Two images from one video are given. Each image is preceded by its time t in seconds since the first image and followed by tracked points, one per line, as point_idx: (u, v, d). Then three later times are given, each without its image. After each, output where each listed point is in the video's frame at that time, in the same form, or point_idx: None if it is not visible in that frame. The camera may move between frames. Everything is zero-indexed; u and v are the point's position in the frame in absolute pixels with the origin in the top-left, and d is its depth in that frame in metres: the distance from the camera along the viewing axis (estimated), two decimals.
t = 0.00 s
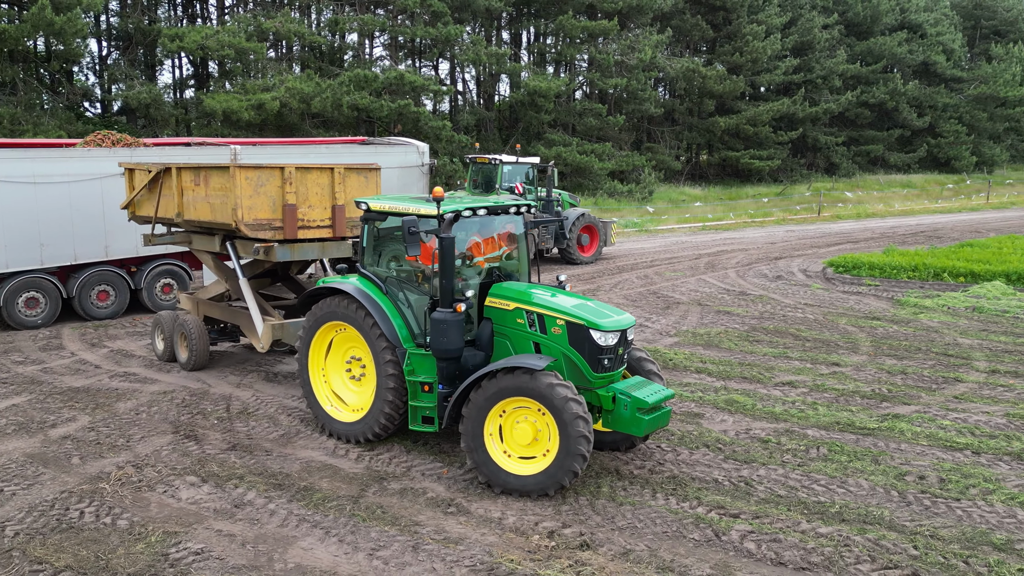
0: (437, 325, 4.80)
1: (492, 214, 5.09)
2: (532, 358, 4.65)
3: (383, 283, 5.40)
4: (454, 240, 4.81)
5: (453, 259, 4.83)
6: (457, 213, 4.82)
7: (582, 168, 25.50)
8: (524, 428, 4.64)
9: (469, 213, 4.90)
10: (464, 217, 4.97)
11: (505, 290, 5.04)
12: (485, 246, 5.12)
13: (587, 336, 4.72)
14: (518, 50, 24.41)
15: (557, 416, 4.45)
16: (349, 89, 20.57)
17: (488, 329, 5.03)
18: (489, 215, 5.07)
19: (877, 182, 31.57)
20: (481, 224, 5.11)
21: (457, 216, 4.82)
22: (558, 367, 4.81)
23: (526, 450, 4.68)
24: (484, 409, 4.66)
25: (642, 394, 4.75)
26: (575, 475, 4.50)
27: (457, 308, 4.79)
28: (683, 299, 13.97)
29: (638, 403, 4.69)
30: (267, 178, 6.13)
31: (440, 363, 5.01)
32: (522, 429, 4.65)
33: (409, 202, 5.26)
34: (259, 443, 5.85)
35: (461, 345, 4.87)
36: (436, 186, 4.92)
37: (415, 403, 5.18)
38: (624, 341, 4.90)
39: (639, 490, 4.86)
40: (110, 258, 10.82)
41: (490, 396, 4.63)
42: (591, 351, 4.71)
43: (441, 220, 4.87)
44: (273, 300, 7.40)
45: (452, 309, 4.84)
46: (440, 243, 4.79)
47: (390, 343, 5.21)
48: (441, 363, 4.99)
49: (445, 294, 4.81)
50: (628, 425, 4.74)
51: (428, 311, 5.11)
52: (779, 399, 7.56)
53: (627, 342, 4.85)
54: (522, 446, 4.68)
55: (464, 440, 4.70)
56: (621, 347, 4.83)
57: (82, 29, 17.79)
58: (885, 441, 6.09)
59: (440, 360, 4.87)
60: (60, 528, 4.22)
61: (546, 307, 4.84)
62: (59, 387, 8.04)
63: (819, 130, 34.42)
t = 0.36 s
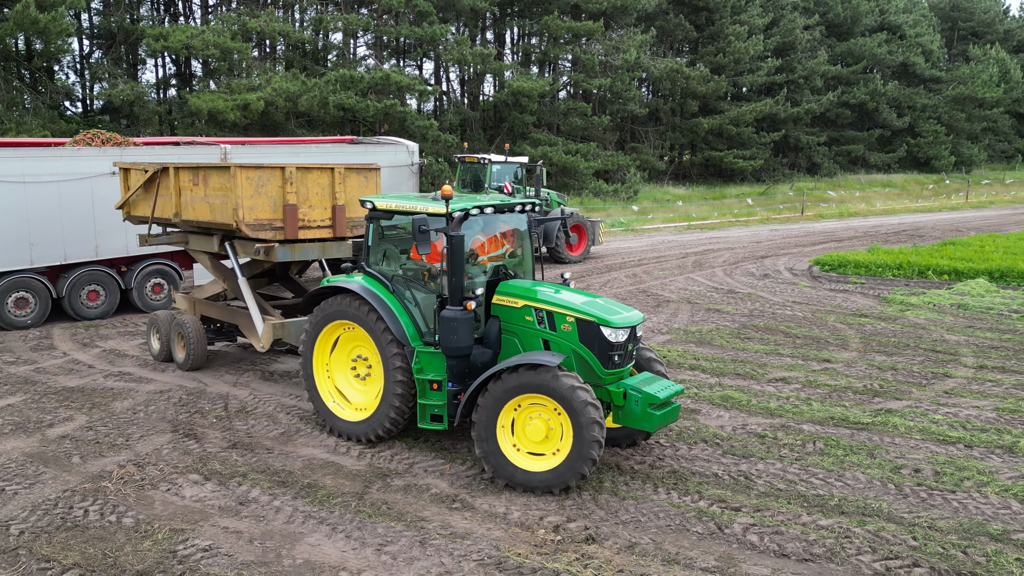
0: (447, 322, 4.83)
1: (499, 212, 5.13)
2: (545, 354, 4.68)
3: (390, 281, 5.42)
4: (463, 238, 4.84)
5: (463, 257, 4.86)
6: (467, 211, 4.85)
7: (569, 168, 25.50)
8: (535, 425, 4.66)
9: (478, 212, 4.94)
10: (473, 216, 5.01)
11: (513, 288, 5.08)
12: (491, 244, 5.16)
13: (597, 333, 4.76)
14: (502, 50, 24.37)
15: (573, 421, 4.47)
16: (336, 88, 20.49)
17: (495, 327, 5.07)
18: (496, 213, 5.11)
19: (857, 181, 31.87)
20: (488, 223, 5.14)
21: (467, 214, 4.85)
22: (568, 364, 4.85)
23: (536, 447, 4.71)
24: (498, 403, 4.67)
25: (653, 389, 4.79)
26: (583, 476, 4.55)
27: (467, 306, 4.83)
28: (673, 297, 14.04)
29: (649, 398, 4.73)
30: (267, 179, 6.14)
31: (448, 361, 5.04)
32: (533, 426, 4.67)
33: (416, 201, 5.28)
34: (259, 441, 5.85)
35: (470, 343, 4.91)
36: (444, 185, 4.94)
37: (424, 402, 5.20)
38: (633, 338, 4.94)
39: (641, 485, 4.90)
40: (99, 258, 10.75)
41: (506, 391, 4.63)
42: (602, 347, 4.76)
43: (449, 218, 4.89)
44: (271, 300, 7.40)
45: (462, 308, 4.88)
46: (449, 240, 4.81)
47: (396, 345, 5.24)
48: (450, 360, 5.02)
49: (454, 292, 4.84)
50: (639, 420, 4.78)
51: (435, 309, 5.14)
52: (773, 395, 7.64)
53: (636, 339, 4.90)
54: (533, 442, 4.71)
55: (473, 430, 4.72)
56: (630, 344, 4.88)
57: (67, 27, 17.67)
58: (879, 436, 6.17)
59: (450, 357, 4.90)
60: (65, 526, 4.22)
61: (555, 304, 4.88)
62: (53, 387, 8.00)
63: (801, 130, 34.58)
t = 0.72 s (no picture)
0: (463, 320, 4.86)
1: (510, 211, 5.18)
2: (562, 350, 4.71)
3: (401, 280, 5.43)
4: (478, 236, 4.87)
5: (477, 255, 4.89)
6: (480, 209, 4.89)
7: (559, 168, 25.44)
8: (553, 422, 4.69)
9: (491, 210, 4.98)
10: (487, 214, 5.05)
11: (527, 287, 5.12)
12: (504, 242, 5.20)
13: (613, 330, 4.80)
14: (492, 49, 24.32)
15: (595, 427, 4.50)
16: (327, 86, 20.40)
17: (508, 325, 5.12)
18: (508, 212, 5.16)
19: (845, 181, 32.05)
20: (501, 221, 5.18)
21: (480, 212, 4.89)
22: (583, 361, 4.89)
23: (550, 443, 4.73)
24: (518, 396, 4.69)
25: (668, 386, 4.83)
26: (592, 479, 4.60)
27: (482, 304, 4.86)
28: (668, 296, 14.09)
29: (664, 394, 4.77)
30: (273, 178, 6.14)
31: (463, 359, 5.07)
32: (550, 422, 4.70)
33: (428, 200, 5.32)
34: (263, 439, 5.87)
35: (485, 341, 4.93)
36: (458, 183, 4.96)
37: (437, 400, 5.21)
38: (648, 335, 4.98)
39: (645, 480, 4.94)
40: (95, 257, 10.72)
41: (529, 385, 4.64)
42: (617, 344, 4.79)
43: (463, 217, 4.92)
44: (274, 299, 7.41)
45: (477, 306, 4.92)
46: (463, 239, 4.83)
47: (412, 351, 5.22)
48: (466, 359, 5.05)
49: (469, 290, 4.87)
50: (655, 416, 4.82)
51: (448, 306, 5.16)
52: (771, 391, 7.69)
53: (650, 335, 4.94)
54: (548, 438, 4.74)
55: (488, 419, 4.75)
56: (645, 340, 4.91)
57: (56, 26, 17.63)
58: (878, 431, 6.23)
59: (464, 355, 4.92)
60: (74, 524, 4.23)
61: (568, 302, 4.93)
62: (53, 386, 7.98)
63: (789, 130, 34.67)
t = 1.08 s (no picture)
0: (482, 318, 4.89)
1: (524, 207, 5.22)
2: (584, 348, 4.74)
3: (417, 278, 5.44)
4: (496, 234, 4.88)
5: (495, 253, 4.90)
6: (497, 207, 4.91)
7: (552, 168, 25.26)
8: (575, 418, 4.71)
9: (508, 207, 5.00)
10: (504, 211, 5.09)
11: (544, 285, 5.17)
12: (520, 238, 5.23)
13: (633, 327, 4.85)
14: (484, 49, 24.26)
15: (618, 437, 4.53)
16: (321, 84, 20.32)
17: (525, 322, 5.16)
18: (521, 209, 5.20)
19: (836, 180, 32.19)
20: (515, 218, 5.21)
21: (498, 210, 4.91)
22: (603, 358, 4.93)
23: (569, 438, 4.76)
24: (546, 387, 4.69)
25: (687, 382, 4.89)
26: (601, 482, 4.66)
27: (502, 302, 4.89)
28: (665, 294, 14.14)
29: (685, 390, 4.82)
30: (283, 179, 6.16)
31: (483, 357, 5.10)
32: (572, 418, 4.72)
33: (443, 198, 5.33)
34: (269, 436, 5.90)
35: (504, 339, 4.96)
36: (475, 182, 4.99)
37: (455, 398, 5.24)
38: (666, 332, 5.03)
39: (650, 474, 5.00)
40: (94, 256, 10.71)
41: (559, 379, 4.64)
42: (637, 340, 4.84)
43: (482, 215, 4.93)
44: (280, 298, 7.42)
45: (497, 304, 4.92)
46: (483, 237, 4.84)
47: (432, 357, 5.23)
48: (486, 357, 5.07)
49: (488, 288, 4.88)
50: (676, 413, 4.87)
51: (465, 305, 5.18)
52: (771, 388, 7.75)
53: (669, 332, 4.99)
54: (567, 433, 4.76)
55: (507, 405, 4.77)
56: (664, 337, 4.96)
57: (49, 24, 17.59)
58: (878, 426, 6.30)
59: (484, 353, 4.95)
60: (85, 518, 4.27)
61: (586, 299, 4.98)
62: (56, 384, 7.99)
63: (781, 130, 34.73)
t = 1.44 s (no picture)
0: (508, 315, 4.94)
1: (544, 204, 5.29)
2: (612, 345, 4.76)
3: (437, 275, 5.46)
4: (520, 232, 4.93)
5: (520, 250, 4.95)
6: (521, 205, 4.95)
7: (546, 167, 25.15)
8: (601, 413, 4.74)
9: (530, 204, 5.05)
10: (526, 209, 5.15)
11: (564, 281, 5.20)
12: (540, 235, 5.30)
13: (657, 323, 4.88)
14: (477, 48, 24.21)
15: (643, 442, 4.58)
16: (316, 84, 20.27)
17: (546, 319, 5.17)
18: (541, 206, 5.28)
19: (828, 179, 32.33)
20: (536, 216, 5.28)
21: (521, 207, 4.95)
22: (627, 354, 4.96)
23: (592, 432, 4.80)
24: (583, 378, 4.68)
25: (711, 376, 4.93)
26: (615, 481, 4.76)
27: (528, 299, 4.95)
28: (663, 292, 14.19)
29: (710, 385, 4.86)
30: (296, 178, 6.16)
31: (505, 353, 5.15)
32: (598, 411, 4.74)
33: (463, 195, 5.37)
34: (276, 431, 5.93)
35: (528, 335, 5.02)
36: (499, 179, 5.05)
37: (477, 395, 5.26)
38: (689, 327, 5.07)
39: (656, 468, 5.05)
40: (94, 254, 10.70)
41: (598, 374, 4.64)
42: (661, 336, 4.87)
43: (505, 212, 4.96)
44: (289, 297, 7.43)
45: (520, 301, 4.99)
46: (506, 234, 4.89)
47: (456, 371, 5.24)
48: (509, 353, 5.13)
49: (512, 285, 4.94)
50: (701, 408, 4.92)
51: (487, 302, 5.23)
52: (771, 383, 7.81)
53: (692, 327, 5.03)
54: (591, 427, 4.79)
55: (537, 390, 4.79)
56: (687, 332, 5.00)
57: (43, 23, 17.51)
58: (878, 420, 6.36)
59: (508, 350, 5.01)
60: (97, 512, 4.30)
61: (608, 295, 5.01)
62: (60, 381, 8.00)
63: (773, 130, 34.80)
